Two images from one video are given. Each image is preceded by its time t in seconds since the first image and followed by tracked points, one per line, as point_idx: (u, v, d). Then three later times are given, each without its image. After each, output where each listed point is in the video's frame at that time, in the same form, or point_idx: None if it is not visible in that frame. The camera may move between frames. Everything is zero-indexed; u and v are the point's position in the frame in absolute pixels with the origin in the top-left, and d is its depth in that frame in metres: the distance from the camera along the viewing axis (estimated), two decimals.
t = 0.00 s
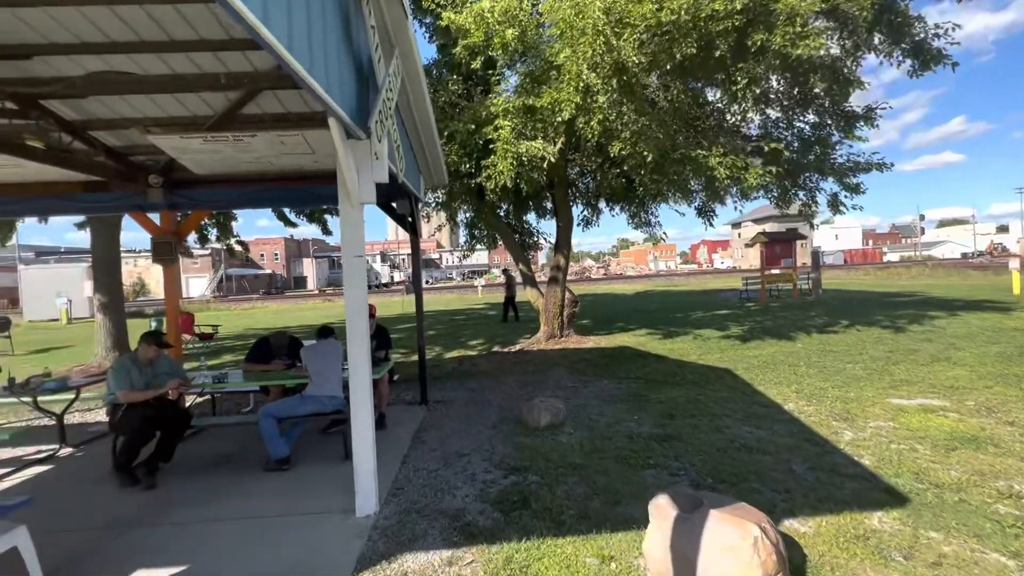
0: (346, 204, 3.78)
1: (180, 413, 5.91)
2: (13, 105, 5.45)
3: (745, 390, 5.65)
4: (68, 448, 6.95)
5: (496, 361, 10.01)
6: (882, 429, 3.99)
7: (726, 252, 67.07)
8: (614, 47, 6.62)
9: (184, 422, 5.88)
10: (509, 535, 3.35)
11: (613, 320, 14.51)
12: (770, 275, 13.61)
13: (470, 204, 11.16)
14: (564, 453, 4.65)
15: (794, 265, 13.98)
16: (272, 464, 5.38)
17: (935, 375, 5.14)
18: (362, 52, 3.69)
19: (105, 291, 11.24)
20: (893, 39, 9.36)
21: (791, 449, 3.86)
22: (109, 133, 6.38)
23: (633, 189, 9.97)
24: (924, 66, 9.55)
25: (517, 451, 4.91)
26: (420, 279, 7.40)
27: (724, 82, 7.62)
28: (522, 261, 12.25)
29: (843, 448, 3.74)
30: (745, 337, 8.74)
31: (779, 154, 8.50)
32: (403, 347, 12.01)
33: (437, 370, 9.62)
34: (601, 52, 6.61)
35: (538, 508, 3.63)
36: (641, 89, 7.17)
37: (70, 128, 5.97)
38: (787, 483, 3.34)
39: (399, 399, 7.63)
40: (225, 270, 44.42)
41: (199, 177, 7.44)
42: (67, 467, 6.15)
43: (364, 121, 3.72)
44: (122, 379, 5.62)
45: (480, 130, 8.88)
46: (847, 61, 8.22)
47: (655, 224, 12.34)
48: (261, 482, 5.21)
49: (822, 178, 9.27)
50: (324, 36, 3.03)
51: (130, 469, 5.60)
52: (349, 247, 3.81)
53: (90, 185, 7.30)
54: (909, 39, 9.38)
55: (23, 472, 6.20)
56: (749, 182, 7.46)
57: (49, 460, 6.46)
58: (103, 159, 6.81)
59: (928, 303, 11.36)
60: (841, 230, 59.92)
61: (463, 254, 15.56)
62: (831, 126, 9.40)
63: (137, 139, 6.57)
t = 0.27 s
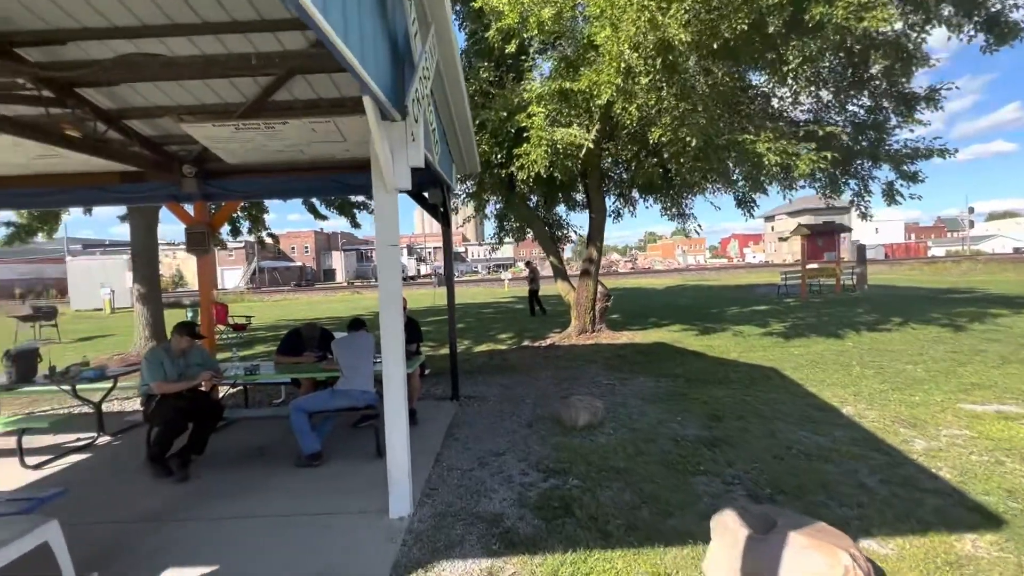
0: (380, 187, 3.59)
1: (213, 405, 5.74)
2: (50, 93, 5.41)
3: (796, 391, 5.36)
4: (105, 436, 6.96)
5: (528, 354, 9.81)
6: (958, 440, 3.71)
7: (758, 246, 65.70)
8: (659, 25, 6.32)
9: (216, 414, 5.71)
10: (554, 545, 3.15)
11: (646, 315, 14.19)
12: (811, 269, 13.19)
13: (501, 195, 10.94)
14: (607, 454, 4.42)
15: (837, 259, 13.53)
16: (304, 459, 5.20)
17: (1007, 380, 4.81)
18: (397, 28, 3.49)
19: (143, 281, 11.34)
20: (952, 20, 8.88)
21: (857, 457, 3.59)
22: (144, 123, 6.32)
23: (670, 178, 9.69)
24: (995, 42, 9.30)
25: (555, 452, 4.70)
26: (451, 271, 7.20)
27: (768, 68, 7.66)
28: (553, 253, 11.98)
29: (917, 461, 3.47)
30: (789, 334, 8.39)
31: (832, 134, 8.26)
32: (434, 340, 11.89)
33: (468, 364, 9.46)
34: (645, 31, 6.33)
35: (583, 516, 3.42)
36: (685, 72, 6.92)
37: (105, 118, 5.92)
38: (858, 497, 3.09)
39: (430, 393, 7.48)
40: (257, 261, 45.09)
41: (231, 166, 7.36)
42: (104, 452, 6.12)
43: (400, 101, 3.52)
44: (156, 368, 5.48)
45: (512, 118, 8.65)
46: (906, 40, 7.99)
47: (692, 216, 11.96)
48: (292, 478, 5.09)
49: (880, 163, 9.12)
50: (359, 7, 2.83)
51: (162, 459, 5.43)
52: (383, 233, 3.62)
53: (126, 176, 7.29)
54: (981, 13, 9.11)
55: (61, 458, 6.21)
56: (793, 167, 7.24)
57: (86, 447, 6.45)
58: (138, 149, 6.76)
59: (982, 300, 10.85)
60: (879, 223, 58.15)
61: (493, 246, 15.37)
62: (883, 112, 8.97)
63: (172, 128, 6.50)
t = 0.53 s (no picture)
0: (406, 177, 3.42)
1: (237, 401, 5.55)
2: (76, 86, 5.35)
3: (841, 396, 5.09)
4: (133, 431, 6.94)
5: (554, 352, 9.61)
6: None
7: (785, 243, 64.46)
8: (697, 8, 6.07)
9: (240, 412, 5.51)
10: (590, 561, 2.96)
11: (673, 313, 13.87)
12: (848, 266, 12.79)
13: (526, 189, 10.74)
14: (643, 461, 4.21)
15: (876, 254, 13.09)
16: (328, 459, 5.03)
17: None
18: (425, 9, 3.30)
19: (172, 276, 11.38)
20: (1007, 3, 8.44)
21: (917, 473, 3.35)
22: (169, 116, 6.24)
23: (700, 171, 9.42)
24: None
25: (586, 457, 4.50)
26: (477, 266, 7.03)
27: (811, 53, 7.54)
28: (578, 249, 11.73)
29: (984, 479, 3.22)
30: (827, 335, 8.07)
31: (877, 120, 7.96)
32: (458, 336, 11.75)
33: (493, 361, 9.29)
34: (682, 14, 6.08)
35: (621, 529, 3.23)
36: (720, 59, 6.74)
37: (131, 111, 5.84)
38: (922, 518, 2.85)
39: (455, 391, 7.32)
40: (282, 256, 45.56)
41: (255, 160, 7.27)
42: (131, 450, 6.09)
43: (427, 87, 3.34)
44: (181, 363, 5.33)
45: (538, 110, 8.45)
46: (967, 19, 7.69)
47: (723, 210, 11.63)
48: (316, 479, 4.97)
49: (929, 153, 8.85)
50: None
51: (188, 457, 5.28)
52: (409, 226, 3.45)
53: (153, 170, 7.24)
54: None
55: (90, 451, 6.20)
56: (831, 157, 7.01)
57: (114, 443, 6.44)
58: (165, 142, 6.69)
59: None
60: (913, 220, 56.55)
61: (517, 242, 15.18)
62: (934, 99, 8.53)
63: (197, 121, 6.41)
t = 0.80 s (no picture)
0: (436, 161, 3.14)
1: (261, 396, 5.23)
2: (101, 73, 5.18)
3: (906, 404, 4.68)
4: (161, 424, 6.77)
5: (586, 349, 9.29)
6: None
7: (821, 239, 62.80)
8: None
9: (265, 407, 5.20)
10: None
11: (709, 311, 13.39)
12: (898, 264, 12.24)
13: (557, 180, 10.42)
14: (691, 472, 3.88)
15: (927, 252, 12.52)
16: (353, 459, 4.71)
17: None
18: None
19: (203, 268, 11.35)
20: None
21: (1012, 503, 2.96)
22: (197, 104, 6.05)
23: (741, 161, 9.00)
24: None
25: (627, 465, 4.19)
26: (508, 263, 6.72)
27: (873, 31, 7.20)
28: (610, 243, 11.33)
29: None
30: (880, 337, 7.60)
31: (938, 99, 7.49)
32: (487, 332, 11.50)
33: (523, 359, 9.01)
34: None
35: (670, 550, 2.92)
36: (770, 38, 6.44)
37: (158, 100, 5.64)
38: None
39: (485, 390, 7.06)
40: (313, 250, 45.97)
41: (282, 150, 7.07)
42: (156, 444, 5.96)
43: (462, 59, 3.05)
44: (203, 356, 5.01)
45: (570, 97, 8.13)
46: None
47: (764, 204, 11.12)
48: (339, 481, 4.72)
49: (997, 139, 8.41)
50: None
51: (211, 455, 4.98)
52: (440, 214, 3.17)
53: (182, 160, 7.10)
54: None
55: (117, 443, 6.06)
56: (889, 142, 6.59)
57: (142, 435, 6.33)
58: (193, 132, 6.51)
59: None
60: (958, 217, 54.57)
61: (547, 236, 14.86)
62: (1010, 79, 8.08)
63: (225, 110, 6.21)
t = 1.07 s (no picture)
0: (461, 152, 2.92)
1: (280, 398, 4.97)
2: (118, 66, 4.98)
3: (964, 419, 4.36)
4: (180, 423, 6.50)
5: (613, 350, 9.03)
6: None
7: (848, 237, 61.54)
8: None
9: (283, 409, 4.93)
10: None
11: (736, 312, 13.03)
12: (936, 265, 11.84)
13: (580, 176, 10.16)
14: (733, 488, 3.62)
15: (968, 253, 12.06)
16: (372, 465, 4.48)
17: None
18: None
19: (225, 265, 11.28)
20: None
21: None
22: (216, 100, 5.88)
23: (774, 155, 8.68)
24: None
25: (662, 478, 3.94)
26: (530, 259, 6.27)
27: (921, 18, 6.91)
28: (635, 241, 11.03)
29: None
30: (923, 341, 7.24)
31: (990, 86, 7.12)
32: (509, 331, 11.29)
33: (547, 360, 8.77)
34: None
35: None
36: (810, 25, 6.21)
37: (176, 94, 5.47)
38: None
39: (508, 393, 6.84)
40: (334, 248, 46.22)
41: (302, 146, 6.87)
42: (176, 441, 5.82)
43: (491, 42, 2.81)
44: (221, 355, 4.74)
45: (596, 89, 7.89)
46: None
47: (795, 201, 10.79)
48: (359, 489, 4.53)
49: None
50: None
51: (230, 461, 4.76)
52: (465, 209, 2.95)
53: (203, 157, 6.97)
54: None
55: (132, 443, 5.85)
56: (936, 131, 6.28)
57: (161, 435, 6.20)
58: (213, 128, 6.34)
59: None
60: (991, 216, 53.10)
61: (570, 234, 14.60)
62: None
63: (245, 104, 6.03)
